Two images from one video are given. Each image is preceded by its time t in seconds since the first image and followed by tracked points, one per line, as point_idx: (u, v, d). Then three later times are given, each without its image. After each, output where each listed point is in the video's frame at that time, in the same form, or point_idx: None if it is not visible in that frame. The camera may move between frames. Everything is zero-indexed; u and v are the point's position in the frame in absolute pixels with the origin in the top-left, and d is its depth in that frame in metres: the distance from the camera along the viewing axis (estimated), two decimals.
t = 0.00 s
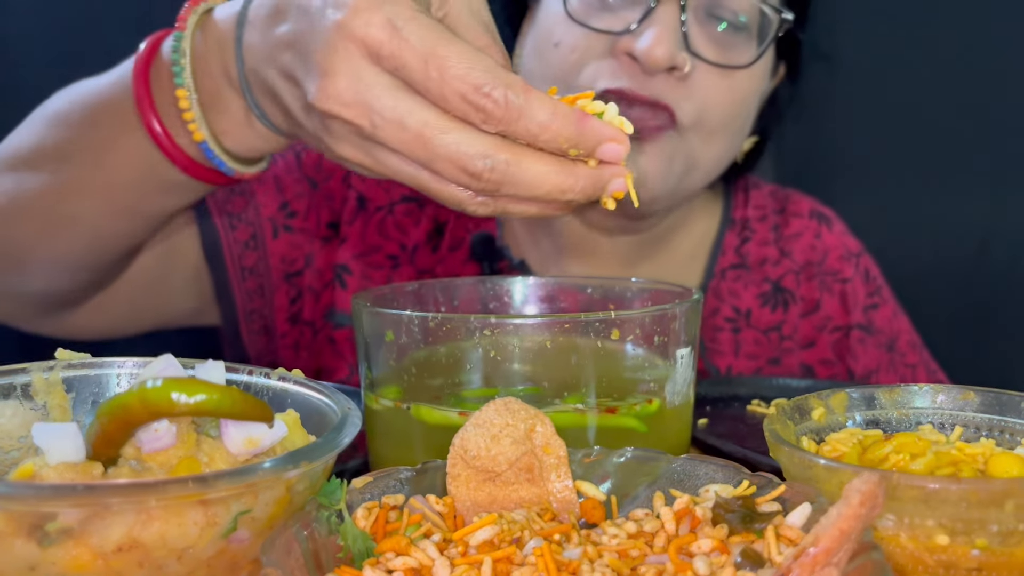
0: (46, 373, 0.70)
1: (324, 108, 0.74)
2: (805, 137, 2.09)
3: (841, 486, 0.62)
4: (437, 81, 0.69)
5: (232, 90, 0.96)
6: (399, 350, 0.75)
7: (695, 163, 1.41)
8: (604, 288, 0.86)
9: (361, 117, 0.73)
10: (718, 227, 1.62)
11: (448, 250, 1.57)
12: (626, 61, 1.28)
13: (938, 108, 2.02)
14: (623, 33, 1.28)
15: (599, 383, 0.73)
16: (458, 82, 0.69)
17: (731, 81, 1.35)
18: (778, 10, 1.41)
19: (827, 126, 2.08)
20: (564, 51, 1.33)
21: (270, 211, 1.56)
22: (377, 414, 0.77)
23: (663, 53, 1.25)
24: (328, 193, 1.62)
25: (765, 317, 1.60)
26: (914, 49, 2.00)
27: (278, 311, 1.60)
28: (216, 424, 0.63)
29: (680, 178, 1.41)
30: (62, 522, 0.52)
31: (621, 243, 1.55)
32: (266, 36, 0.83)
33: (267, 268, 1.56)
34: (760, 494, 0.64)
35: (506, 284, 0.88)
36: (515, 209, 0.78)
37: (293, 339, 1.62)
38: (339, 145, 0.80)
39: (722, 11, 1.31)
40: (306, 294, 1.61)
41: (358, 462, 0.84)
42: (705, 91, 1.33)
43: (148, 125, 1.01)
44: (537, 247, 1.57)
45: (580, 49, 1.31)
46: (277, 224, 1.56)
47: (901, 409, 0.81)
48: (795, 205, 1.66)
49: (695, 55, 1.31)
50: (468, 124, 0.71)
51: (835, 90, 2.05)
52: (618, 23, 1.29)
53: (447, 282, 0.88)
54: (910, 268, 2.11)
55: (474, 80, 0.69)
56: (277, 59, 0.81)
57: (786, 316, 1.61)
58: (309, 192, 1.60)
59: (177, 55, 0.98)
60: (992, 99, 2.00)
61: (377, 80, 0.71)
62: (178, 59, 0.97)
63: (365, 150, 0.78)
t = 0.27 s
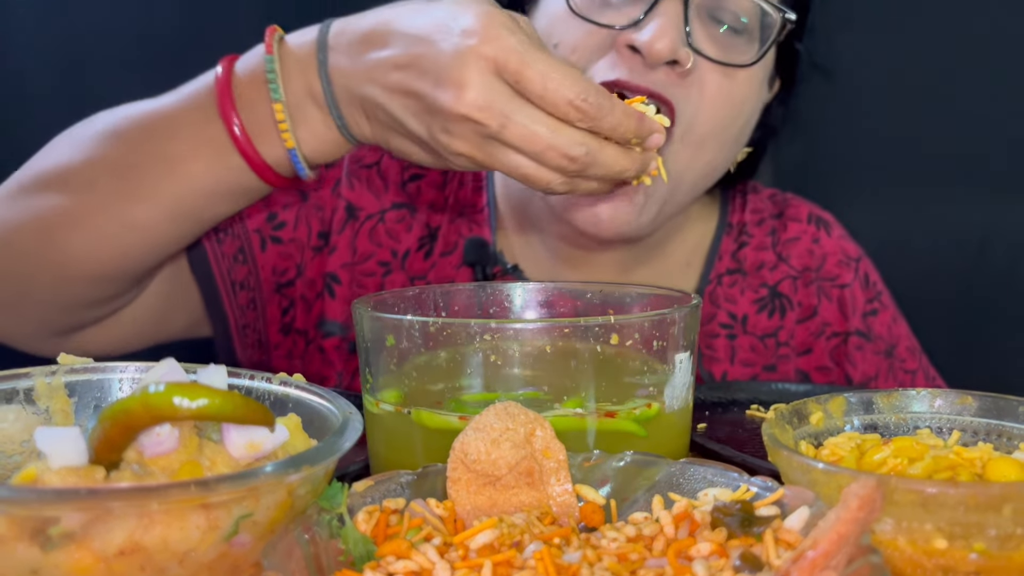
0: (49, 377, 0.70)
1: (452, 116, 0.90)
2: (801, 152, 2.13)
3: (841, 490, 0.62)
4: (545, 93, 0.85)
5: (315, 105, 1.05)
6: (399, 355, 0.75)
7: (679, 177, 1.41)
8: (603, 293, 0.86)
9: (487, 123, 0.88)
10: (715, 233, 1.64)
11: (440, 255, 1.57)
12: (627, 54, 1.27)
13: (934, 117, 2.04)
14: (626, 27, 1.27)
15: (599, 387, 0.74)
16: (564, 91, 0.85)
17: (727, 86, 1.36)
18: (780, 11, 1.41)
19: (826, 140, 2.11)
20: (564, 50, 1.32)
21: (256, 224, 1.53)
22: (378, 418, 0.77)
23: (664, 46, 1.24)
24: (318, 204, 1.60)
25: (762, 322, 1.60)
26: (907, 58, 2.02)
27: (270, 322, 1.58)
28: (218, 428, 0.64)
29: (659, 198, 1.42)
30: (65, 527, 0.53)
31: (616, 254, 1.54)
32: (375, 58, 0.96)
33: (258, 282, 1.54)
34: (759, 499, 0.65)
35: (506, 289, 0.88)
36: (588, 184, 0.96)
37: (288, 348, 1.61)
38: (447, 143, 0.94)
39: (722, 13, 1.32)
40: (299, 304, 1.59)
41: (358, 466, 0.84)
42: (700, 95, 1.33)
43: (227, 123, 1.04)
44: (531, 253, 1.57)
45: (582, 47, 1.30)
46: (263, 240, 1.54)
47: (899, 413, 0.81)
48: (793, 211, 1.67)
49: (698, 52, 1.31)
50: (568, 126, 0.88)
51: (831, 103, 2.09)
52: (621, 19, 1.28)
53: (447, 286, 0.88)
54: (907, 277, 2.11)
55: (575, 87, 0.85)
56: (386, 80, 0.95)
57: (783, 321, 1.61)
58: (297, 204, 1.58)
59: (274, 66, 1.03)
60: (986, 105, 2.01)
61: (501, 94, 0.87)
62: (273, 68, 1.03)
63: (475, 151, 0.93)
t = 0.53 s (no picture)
0: (51, 383, 0.70)
1: (507, 128, 1.13)
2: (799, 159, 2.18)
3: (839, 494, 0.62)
4: (583, 105, 1.11)
5: (348, 131, 1.18)
6: (400, 361, 0.75)
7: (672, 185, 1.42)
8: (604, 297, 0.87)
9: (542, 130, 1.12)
10: (715, 239, 1.64)
11: (439, 265, 1.57)
12: (621, 54, 1.29)
13: (928, 125, 2.09)
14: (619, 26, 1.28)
15: (598, 392, 0.74)
16: (597, 103, 1.10)
17: (726, 89, 1.34)
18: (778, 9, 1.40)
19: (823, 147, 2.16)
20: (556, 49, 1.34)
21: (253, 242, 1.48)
22: (379, 423, 0.77)
23: (657, 46, 1.25)
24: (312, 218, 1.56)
25: (761, 331, 1.60)
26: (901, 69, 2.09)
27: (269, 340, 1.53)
28: (219, 433, 0.64)
29: (652, 218, 1.44)
30: (66, 531, 0.53)
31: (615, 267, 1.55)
32: (422, 87, 1.16)
33: (258, 299, 1.48)
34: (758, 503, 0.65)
35: (507, 295, 0.89)
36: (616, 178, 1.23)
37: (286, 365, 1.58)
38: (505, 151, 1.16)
39: (719, 13, 1.32)
40: (297, 318, 1.56)
41: (359, 471, 0.85)
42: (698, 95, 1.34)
43: (265, 145, 1.15)
44: (531, 261, 1.59)
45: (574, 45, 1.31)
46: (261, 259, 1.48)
47: (898, 419, 0.82)
48: (792, 219, 1.68)
49: (694, 53, 1.30)
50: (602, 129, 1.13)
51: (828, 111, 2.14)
52: (614, 18, 1.29)
53: (447, 293, 0.88)
54: (906, 276, 2.16)
55: (606, 99, 1.10)
56: (439, 107, 1.16)
57: (782, 330, 1.61)
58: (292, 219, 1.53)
59: (309, 95, 1.16)
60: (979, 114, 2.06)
61: (551, 107, 1.11)
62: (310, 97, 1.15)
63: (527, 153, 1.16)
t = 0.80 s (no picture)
0: (52, 387, 0.70)
1: (511, 128, 1.14)
2: (797, 161, 2.16)
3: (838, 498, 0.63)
4: (591, 104, 1.12)
5: (350, 134, 1.18)
6: (400, 365, 0.75)
7: (662, 188, 1.39)
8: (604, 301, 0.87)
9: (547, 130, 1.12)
10: (715, 244, 1.64)
11: (441, 271, 1.58)
12: (604, 64, 1.26)
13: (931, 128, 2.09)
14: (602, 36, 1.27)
15: (598, 397, 0.74)
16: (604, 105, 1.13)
17: (706, 96, 1.34)
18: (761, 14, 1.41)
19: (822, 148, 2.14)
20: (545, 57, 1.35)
21: (257, 247, 1.48)
22: (379, 428, 0.77)
23: (637, 55, 1.23)
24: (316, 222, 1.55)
25: (761, 335, 1.60)
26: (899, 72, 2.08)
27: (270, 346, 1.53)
28: (219, 437, 0.64)
29: (639, 219, 1.42)
30: (67, 536, 0.53)
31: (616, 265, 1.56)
32: (428, 88, 1.15)
33: (260, 304, 1.48)
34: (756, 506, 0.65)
35: (507, 299, 0.89)
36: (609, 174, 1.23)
37: (287, 370, 1.58)
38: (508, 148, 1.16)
39: (703, 20, 1.32)
40: (299, 324, 1.56)
41: (360, 475, 0.85)
42: (681, 103, 1.32)
43: (267, 146, 1.15)
44: (532, 265, 1.59)
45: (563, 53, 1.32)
46: (265, 264, 1.48)
47: (898, 423, 0.82)
48: (792, 224, 1.68)
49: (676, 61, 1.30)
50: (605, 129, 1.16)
51: (824, 112, 2.13)
52: (601, 28, 1.30)
53: (447, 297, 0.88)
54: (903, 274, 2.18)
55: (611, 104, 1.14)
56: (445, 104, 1.15)
57: (782, 334, 1.61)
58: (296, 225, 1.53)
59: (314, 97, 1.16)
60: (975, 119, 2.07)
61: (558, 106, 1.12)
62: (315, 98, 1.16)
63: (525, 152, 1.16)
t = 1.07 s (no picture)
0: (52, 391, 0.70)
1: (495, 118, 1.07)
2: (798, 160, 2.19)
3: (837, 501, 0.62)
4: (580, 90, 1.06)
5: (354, 139, 1.18)
6: (400, 368, 0.75)
7: (661, 181, 1.40)
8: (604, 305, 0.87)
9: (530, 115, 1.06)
10: (715, 248, 1.65)
11: (443, 275, 1.57)
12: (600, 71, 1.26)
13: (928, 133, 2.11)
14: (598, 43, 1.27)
15: (598, 400, 0.74)
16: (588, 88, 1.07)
17: (702, 98, 1.35)
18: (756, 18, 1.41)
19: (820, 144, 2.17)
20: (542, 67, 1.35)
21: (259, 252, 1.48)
22: (378, 431, 0.77)
23: (632, 61, 1.24)
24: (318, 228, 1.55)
25: (762, 337, 1.59)
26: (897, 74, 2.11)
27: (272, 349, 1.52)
28: (219, 441, 0.64)
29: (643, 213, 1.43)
30: (66, 539, 0.53)
31: (615, 262, 1.57)
32: (418, 87, 1.13)
33: (263, 309, 1.48)
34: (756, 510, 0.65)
35: (507, 303, 0.89)
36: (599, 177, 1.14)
37: (289, 374, 1.57)
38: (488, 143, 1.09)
39: (697, 24, 1.32)
40: (301, 329, 1.56)
41: (359, 478, 0.85)
42: (676, 103, 1.33)
43: (274, 155, 1.16)
44: (534, 267, 1.59)
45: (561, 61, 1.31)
46: (267, 268, 1.48)
47: (897, 427, 0.82)
48: (791, 227, 1.68)
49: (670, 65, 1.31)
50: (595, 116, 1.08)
51: (823, 113, 2.15)
52: (598, 34, 1.30)
53: (447, 301, 0.88)
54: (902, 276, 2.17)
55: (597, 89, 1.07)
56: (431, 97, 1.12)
57: (782, 337, 1.60)
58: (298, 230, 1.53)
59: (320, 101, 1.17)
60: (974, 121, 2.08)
61: (543, 93, 1.06)
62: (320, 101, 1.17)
63: (515, 146, 1.09)
